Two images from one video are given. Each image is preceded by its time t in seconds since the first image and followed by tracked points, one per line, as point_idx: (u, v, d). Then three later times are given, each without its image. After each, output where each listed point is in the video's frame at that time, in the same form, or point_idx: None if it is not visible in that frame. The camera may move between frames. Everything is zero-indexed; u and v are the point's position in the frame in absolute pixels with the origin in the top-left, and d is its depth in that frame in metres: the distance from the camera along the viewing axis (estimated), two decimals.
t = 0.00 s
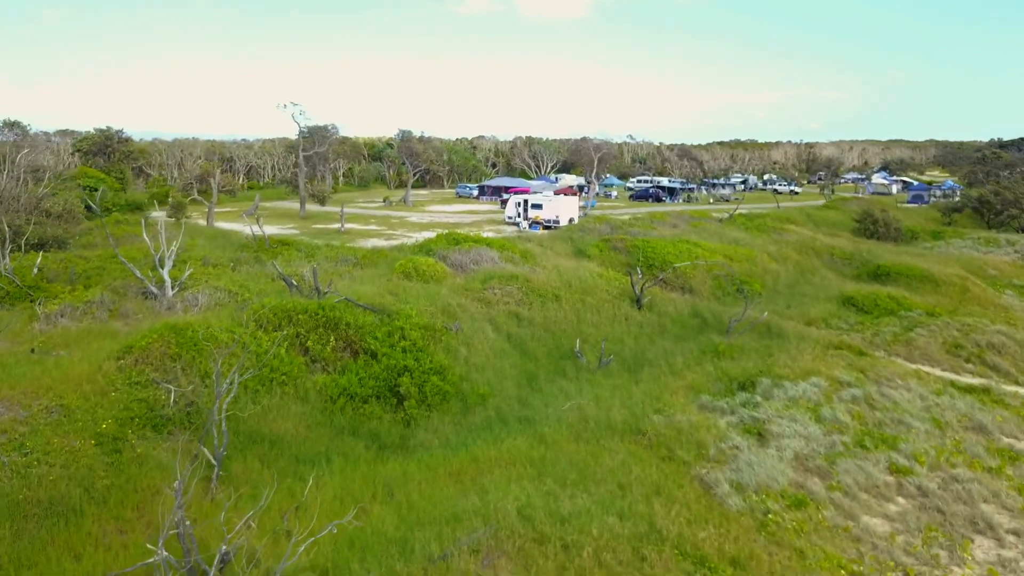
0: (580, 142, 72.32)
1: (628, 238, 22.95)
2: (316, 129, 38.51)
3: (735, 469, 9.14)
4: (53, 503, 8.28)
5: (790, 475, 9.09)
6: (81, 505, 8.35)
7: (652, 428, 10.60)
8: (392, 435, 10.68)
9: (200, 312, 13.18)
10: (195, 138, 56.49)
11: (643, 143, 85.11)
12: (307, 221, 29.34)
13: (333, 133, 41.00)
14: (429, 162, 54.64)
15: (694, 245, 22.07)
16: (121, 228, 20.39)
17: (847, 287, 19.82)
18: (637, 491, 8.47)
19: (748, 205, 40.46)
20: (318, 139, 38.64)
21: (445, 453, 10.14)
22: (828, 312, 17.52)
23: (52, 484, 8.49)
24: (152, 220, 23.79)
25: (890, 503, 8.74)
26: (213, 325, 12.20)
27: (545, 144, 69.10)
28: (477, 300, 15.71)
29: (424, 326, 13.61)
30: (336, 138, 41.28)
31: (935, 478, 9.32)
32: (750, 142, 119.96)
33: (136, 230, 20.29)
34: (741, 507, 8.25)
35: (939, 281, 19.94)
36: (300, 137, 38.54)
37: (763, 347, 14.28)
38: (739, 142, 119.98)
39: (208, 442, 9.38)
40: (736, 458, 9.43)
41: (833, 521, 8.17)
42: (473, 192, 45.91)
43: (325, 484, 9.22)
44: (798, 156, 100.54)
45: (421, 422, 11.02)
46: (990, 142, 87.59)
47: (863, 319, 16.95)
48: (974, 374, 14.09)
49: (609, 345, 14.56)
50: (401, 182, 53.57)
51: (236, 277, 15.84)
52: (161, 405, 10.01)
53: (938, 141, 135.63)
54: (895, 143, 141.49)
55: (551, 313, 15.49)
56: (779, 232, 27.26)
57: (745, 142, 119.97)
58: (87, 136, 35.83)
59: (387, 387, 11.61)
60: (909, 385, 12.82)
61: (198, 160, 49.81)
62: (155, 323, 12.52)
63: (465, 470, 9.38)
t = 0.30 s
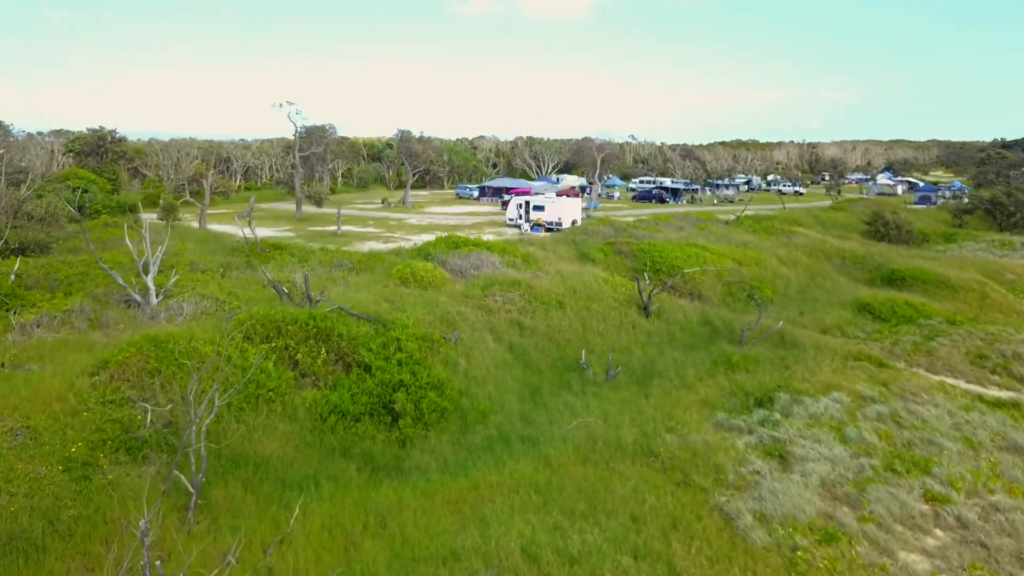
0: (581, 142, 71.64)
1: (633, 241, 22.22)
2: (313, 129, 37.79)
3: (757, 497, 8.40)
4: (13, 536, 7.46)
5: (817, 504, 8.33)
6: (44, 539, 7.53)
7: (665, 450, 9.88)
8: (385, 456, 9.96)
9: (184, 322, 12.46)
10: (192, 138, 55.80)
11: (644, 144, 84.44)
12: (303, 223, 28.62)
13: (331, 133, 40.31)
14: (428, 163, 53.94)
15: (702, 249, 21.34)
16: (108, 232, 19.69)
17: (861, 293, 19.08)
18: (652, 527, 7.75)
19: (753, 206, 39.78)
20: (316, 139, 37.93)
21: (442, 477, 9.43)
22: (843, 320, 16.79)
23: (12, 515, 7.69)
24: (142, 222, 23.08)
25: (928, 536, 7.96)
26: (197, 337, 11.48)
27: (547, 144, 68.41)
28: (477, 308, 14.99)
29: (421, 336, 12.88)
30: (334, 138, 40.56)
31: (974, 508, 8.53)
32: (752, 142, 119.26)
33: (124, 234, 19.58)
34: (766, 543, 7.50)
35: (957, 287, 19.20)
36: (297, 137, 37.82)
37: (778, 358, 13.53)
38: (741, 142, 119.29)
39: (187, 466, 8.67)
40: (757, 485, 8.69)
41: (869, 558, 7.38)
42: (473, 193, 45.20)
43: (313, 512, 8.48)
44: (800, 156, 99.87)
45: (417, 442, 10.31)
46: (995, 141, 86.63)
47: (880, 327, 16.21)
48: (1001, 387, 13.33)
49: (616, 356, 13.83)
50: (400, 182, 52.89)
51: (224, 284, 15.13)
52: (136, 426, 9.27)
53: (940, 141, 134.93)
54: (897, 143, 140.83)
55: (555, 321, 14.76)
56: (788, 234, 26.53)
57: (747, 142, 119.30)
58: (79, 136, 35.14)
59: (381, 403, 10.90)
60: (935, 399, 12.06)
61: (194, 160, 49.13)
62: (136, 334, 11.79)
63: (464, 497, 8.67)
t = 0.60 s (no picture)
0: (583, 142, 70.95)
1: (639, 245, 21.47)
2: (310, 129, 37.05)
3: (785, 533, 7.63)
4: None
5: (851, 540, 7.54)
6: None
7: (681, 477, 9.12)
8: (378, 483, 9.21)
9: (165, 335, 11.73)
10: (189, 138, 55.13)
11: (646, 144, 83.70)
12: (298, 225, 27.87)
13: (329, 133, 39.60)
14: (428, 163, 53.21)
15: (711, 253, 20.58)
16: (94, 236, 18.99)
17: (877, 300, 18.32)
18: (671, 571, 7.02)
19: (759, 207, 39.00)
20: (313, 139, 37.18)
21: (439, 507, 8.68)
22: (861, 329, 16.02)
23: None
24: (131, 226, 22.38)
25: None
26: (177, 351, 10.74)
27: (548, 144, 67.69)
28: (478, 317, 14.24)
29: (418, 349, 12.12)
30: (331, 138, 39.85)
31: None
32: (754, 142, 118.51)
33: (110, 238, 18.87)
34: None
35: (977, 294, 18.43)
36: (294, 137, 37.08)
37: (796, 371, 12.77)
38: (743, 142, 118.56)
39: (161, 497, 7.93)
40: (784, 518, 7.92)
41: None
42: (474, 195, 44.37)
43: (298, 546, 7.71)
44: (804, 156, 99.12)
45: (412, 466, 9.57)
46: (1000, 141, 85.72)
47: (900, 338, 15.44)
48: None
49: (624, 369, 13.09)
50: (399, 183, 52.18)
51: (211, 292, 14.41)
52: (107, 451, 8.52)
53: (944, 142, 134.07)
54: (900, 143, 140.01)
55: (559, 331, 14.02)
56: (798, 237, 25.78)
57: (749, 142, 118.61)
58: (71, 136, 34.44)
59: (374, 423, 10.15)
60: (967, 417, 11.27)
61: (191, 160, 48.44)
62: (112, 347, 11.05)
63: (463, 530, 7.92)
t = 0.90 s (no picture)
0: (584, 143, 70.19)
1: (645, 249, 20.70)
2: (307, 129, 36.28)
3: None
4: None
5: None
6: None
7: (699, 508, 8.33)
8: (369, 513, 8.45)
9: (142, 350, 10.96)
10: (185, 139, 54.39)
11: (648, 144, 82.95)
12: (293, 228, 27.13)
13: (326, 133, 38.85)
14: (427, 164, 52.42)
15: (720, 257, 19.82)
16: (78, 240, 18.24)
17: (895, 307, 17.55)
18: None
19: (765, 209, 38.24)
20: (310, 139, 36.43)
21: (435, 541, 7.91)
22: (881, 338, 15.25)
23: None
24: (119, 229, 21.62)
25: None
26: (154, 367, 9.98)
27: (549, 145, 66.96)
28: (477, 327, 13.49)
29: (414, 363, 11.37)
30: (329, 139, 39.10)
31: None
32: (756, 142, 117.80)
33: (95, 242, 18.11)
34: None
35: (999, 301, 17.66)
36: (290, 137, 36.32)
37: (817, 386, 11.98)
38: (745, 143, 117.86)
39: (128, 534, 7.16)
40: (816, 558, 7.16)
41: None
42: (474, 196, 43.46)
43: None
44: (806, 157, 98.39)
45: (406, 494, 8.81)
46: (1005, 140, 84.79)
47: (922, 348, 14.67)
48: None
49: (633, 384, 12.33)
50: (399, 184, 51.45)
51: (196, 301, 13.65)
52: (70, 482, 7.75)
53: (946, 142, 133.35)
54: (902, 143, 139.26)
55: (564, 342, 13.25)
56: (808, 240, 25.02)
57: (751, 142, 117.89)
58: (63, 137, 33.69)
59: (365, 446, 9.40)
60: (1003, 436, 10.49)
61: (187, 162, 47.69)
62: (85, 363, 10.29)
63: (460, 569, 7.14)
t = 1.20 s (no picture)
0: (586, 143, 69.42)
1: (651, 254, 19.90)
2: (304, 129, 35.53)
3: None
4: None
5: None
6: None
7: (721, 546, 7.56)
8: (358, 549, 7.65)
9: (116, 367, 10.17)
10: (181, 138, 53.57)
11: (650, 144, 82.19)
12: (288, 231, 26.36)
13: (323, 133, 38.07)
14: (427, 164, 51.61)
15: (730, 262, 19.03)
16: (60, 244, 17.46)
17: (915, 315, 16.75)
18: None
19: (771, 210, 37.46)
20: (306, 139, 35.68)
21: None
22: (903, 349, 14.46)
23: None
24: (106, 232, 20.86)
25: None
26: (127, 387, 9.19)
27: (550, 145, 66.24)
28: (477, 338, 12.71)
29: (408, 380, 10.59)
30: (326, 139, 38.33)
31: None
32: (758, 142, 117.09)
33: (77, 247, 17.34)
34: None
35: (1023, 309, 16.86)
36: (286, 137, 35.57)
37: (840, 404, 11.20)
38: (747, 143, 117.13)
39: None
40: None
41: None
42: (474, 197, 42.76)
43: None
44: (809, 157, 97.64)
45: (399, 528, 8.02)
46: (1010, 140, 83.94)
47: (947, 360, 13.88)
48: None
49: (643, 401, 11.55)
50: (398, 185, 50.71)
51: (179, 311, 12.86)
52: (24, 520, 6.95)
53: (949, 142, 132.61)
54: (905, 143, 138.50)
55: (569, 355, 12.46)
56: (818, 244, 24.25)
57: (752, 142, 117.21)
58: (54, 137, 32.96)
59: (355, 475, 8.62)
60: None
61: (182, 162, 46.97)
62: (53, 381, 9.51)
63: None
